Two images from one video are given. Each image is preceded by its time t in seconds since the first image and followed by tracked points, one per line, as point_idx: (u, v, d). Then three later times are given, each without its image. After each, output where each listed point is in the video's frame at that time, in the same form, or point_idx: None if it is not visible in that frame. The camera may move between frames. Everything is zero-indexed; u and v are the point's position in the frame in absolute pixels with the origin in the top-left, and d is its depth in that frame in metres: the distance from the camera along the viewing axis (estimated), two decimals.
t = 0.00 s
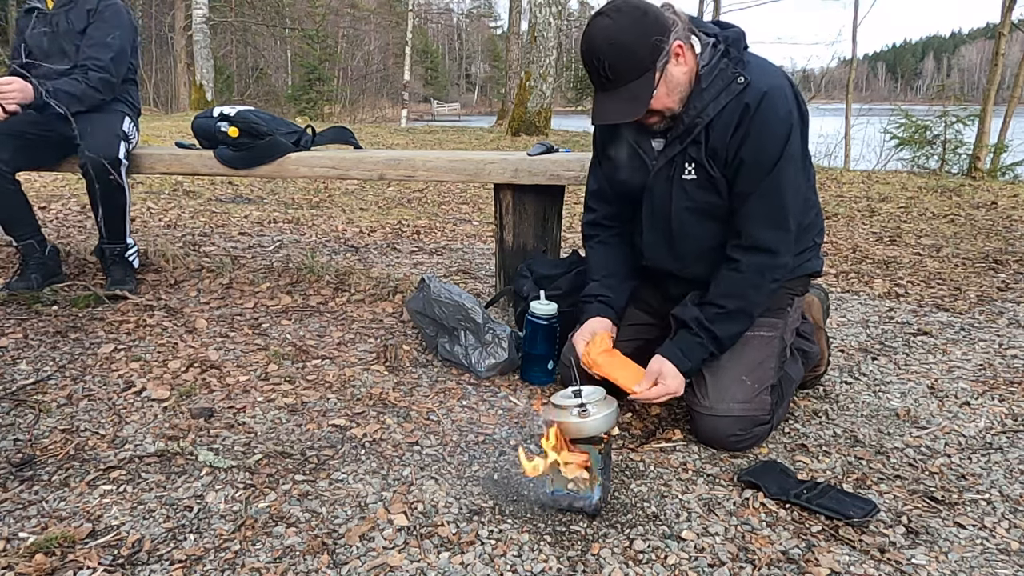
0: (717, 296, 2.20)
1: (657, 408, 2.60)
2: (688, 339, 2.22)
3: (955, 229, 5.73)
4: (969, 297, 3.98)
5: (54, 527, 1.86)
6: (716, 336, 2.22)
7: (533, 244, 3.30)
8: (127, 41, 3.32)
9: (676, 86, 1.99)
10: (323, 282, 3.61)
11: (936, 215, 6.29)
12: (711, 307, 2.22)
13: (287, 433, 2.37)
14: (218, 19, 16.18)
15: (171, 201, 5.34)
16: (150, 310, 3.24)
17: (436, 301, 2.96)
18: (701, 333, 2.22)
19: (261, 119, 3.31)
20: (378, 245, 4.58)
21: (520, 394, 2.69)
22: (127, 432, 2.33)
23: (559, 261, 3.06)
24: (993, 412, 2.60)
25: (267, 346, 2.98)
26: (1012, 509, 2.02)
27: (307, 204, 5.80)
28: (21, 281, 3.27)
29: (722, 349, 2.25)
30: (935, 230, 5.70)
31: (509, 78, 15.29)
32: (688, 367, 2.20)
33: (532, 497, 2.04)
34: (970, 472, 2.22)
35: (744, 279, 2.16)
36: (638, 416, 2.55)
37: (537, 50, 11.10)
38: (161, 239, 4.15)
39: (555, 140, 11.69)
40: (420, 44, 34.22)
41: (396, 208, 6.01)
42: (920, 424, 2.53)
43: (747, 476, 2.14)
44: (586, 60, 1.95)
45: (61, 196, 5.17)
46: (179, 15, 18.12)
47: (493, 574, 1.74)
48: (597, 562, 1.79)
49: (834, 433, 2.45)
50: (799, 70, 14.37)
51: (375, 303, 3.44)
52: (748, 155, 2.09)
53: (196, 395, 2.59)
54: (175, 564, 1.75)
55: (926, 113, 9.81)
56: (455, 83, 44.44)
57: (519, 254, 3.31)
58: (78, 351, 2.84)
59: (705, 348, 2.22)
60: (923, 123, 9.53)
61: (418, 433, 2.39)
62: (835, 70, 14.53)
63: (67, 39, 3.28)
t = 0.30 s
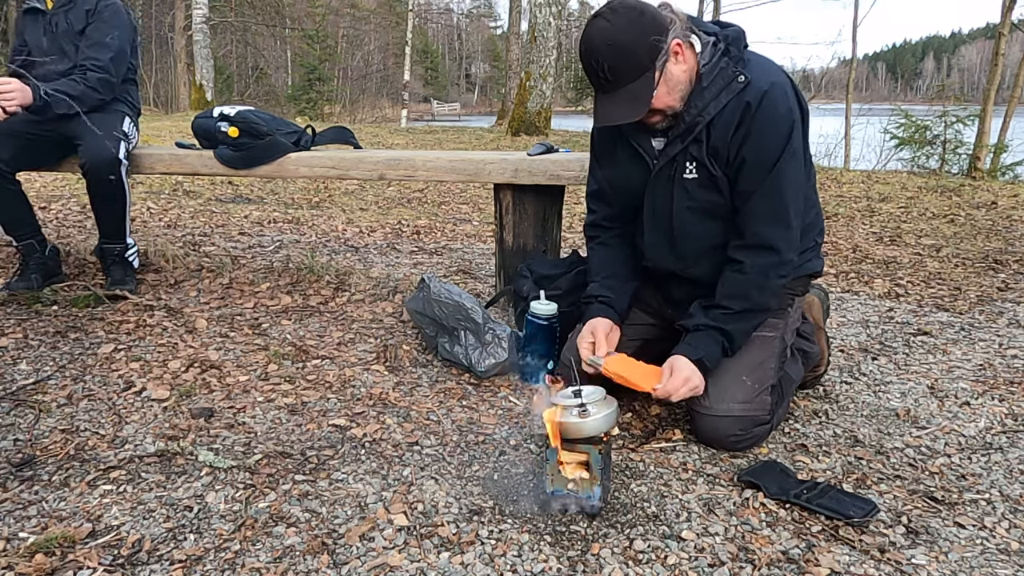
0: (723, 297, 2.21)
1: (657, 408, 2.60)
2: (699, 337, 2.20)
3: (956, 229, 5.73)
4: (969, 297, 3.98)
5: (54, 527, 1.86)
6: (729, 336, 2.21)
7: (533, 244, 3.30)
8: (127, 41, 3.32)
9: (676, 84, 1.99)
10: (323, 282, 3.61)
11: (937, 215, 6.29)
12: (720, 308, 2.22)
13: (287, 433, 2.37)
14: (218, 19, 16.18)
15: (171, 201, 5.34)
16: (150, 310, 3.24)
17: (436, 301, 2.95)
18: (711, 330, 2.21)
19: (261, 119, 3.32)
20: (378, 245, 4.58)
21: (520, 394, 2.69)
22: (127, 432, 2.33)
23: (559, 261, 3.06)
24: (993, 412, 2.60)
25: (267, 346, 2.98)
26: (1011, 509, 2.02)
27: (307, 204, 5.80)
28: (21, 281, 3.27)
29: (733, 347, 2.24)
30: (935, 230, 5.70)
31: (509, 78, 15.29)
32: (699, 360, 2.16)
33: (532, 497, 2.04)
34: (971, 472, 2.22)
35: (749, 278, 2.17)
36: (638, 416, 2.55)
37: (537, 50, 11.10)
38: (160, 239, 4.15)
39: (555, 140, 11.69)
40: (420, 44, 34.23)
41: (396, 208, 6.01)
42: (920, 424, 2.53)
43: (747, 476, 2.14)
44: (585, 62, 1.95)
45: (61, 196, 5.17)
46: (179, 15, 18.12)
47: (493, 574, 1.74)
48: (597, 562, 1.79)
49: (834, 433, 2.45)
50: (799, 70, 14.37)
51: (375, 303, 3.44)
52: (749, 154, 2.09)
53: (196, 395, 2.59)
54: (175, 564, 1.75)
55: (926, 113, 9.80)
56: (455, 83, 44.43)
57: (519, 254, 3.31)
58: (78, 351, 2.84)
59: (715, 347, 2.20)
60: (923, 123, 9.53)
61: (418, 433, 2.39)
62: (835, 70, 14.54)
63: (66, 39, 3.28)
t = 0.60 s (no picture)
0: (771, 301, 2.17)
1: (657, 408, 2.61)
2: (768, 351, 2.15)
3: (955, 229, 5.73)
4: (969, 297, 3.98)
5: (54, 527, 1.86)
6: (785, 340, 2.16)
7: (533, 244, 3.30)
8: (127, 41, 3.32)
9: (688, 74, 1.97)
10: (323, 282, 3.61)
11: (937, 215, 6.30)
12: (771, 315, 2.17)
13: (287, 433, 2.37)
14: (218, 19, 16.18)
15: (171, 201, 5.34)
16: (150, 310, 3.24)
17: (436, 301, 2.97)
18: (773, 339, 2.15)
19: (261, 118, 3.33)
20: (378, 245, 4.58)
21: (520, 394, 2.69)
22: (127, 432, 2.33)
23: (559, 262, 3.06)
24: (993, 412, 2.60)
25: (267, 346, 2.98)
26: (1012, 509, 2.02)
27: (307, 204, 5.79)
28: (21, 281, 3.27)
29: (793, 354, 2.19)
30: (935, 230, 5.70)
31: (509, 78, 15.29)
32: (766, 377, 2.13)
33: (533, 497, 2.04)
34: (971, 472, 2.22)
35: (784, 275, 2.15)
36: (638, 416, 2.55)
37: (537, 50, 11.10)
38: (160, 239, 4.15)
39: (555, 140, 11.69)
40: (420, 44, 34.24)
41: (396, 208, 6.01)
42: (920, 424, 2.53)
43: (747, 476, 2.14)
44: (602, 61, 1.87)
45: (61, 196, 5.17)
46: (179, 15, 18.12)
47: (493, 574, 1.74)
48: (597, 562, 1.79)
49: (834, 433, 2.45)
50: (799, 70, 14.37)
51: (375, 303, 3.44)
52: (763, 151, 2.09)
53: (196, 395, 2.59)
54: (175, 564, 1.75)
55: (926, 113, 9.80)
56: (455, 83, 44.42)
57: (519, 254, 3.31)
58: (78, 351, 2.84)
59: (778, 356, 2.15)
60: (923, 123, 9.53)
61: (418, 433, 2.39)
62: (835, 70, 14.54)
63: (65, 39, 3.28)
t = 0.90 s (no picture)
0: (799, 307, 2.17)
1: (657, 408, 2.61)
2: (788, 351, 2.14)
3: (956, 229, 5.73)
4: (969, 297, 3.98)
5: (54, 527, 1.86)
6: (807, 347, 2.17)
7: (533, 244, 3.30)
8: (127, 41, 3.32)
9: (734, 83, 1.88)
10: (323, 282, 3.61)
11: (937, 215, 6.30)
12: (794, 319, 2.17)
13: (287, 433, 2.36)
14: (218, 19, 16.18)
15: (171, 201, 5.34)
16: (150, 310, 3.24)
17: (436, 301, 3.00)
18: (794, 344, 2.15)
19: (261, 119, 3.34)
20: (378, 245, 4.58)
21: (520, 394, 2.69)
22: (127, 432, 2.33)
23: (560, 262, 3.06)
24: (992, 412, 2.60)
25: (267, 346, 2.98)
26: (1011, 509, 2.02)
27: (307, 204, 5.79)
28: (21, 281, 3.27)
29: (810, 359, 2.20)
30: (935, 230, 5.70)
31: (509, 78, 15.29)
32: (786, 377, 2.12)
33: (533, 497, 2.04)
34: (970, 472, 2.22)
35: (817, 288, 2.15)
36: (638, 416, 2.55)
37: (537, 50, 11.09)
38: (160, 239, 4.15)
39: (555, 140, 11.69)
40: (420, 44, 34.24)
41: (396, 208, 6.01)
42: (920, 424, 2.52)
43: (747, 476, 2.14)
44: (646, 71, 1.78)
45: (61, 196, 5.17)
46: (179, 15, 18.13)
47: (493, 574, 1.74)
48: (597, 562, 1.79)
49: (834, 434, 2.45)
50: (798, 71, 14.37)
51: (375, 303, 3.44)
52: (805, 167, 2.06)
53: (196, 395, 2.59)
54: (175, 564, 1.75)
55: (926, 113, 9.78)
56: (455, 83, 44.41)
57: (519, 254, 3.30)
58: (78, 351, 2.84)
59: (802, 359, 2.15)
60: (923, 123, 9.52)
61: (418, 433, 2.39)
62: (834, 70, 14.53)
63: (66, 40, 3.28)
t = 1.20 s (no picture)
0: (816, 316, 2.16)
1: (657, 408, 2.60)
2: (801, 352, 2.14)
3: (956, 229, 5.72)
4: (969, 297, 3.98)
5: (54, 527, 1.86)
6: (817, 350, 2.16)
7: (533, 244, 3.30)
8: (129, 42, 3.33)
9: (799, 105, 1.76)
10: (323, 282, 3.61)
11: (937, 215, 6.29)
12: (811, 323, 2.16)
13: (287, 433, 2.37)
14: (219, 19, 16.20)
15: (170, 201, 5.34)
16: (150, 310, 3.24)
17: (436, 302, 2.97)
18: (807, 351, 2.14)
19: (261, 119, 3.35)
20: (378, 245, 4.58)
21: (520, 394, 2.69)
22: (127, 432, 2.33)
23: (559, 261, 3.07)
24: (993, 412, 2.60)
25: (267, 346, 2.98)
26: (1012, 509, 2.02)
27: (307, 204, 5.79)
28: (21, 281, 3.27)
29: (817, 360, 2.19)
30: (935, 230, 5.70)
31: (509, 78, 15.30)
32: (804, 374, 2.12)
33: (533, 497, 2.04)
34: (971, 472, 2.22)
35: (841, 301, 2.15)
36: (638, 416, 2.55)
37: (537, 50, 11.09)
38: (160, 239, 4.15)
39: (555, 140, 11.70)
40: (421, 44, 34.24)
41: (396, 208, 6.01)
42: (920, 423, 2.52)
43: (747, 476, 2.14)
44: (716, 87, 1.63)
45: (61, 196, 5.17)
46: (179, 15, 18.14)
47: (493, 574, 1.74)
48: (597, 562, 1.79)
49: (834, 434, 2.45)
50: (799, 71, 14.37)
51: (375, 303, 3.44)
52: (847, 187, 2.00)
53: (196, 395, 2.59)
54: (175, 564, 1.75)
55: (926, 113, 9.76)
56: (455, 83, 44.40)
57: (519, 254, 3.30)
58: (78, 351, 2.84)
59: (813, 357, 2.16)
60: (923, 123, 9.51)
61: (418, 433, 2.39)
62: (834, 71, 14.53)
63: (68, 40, 3.27)
